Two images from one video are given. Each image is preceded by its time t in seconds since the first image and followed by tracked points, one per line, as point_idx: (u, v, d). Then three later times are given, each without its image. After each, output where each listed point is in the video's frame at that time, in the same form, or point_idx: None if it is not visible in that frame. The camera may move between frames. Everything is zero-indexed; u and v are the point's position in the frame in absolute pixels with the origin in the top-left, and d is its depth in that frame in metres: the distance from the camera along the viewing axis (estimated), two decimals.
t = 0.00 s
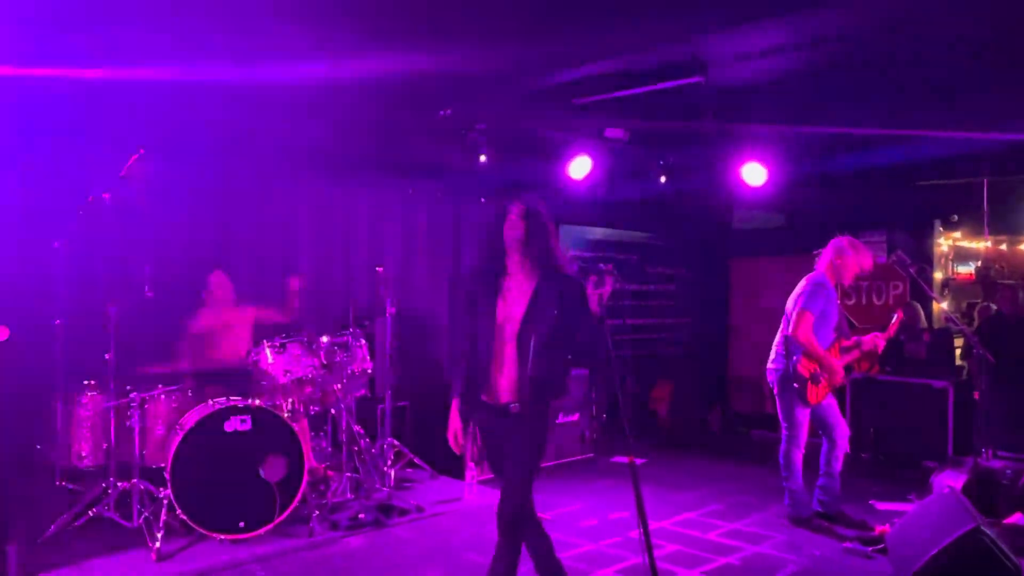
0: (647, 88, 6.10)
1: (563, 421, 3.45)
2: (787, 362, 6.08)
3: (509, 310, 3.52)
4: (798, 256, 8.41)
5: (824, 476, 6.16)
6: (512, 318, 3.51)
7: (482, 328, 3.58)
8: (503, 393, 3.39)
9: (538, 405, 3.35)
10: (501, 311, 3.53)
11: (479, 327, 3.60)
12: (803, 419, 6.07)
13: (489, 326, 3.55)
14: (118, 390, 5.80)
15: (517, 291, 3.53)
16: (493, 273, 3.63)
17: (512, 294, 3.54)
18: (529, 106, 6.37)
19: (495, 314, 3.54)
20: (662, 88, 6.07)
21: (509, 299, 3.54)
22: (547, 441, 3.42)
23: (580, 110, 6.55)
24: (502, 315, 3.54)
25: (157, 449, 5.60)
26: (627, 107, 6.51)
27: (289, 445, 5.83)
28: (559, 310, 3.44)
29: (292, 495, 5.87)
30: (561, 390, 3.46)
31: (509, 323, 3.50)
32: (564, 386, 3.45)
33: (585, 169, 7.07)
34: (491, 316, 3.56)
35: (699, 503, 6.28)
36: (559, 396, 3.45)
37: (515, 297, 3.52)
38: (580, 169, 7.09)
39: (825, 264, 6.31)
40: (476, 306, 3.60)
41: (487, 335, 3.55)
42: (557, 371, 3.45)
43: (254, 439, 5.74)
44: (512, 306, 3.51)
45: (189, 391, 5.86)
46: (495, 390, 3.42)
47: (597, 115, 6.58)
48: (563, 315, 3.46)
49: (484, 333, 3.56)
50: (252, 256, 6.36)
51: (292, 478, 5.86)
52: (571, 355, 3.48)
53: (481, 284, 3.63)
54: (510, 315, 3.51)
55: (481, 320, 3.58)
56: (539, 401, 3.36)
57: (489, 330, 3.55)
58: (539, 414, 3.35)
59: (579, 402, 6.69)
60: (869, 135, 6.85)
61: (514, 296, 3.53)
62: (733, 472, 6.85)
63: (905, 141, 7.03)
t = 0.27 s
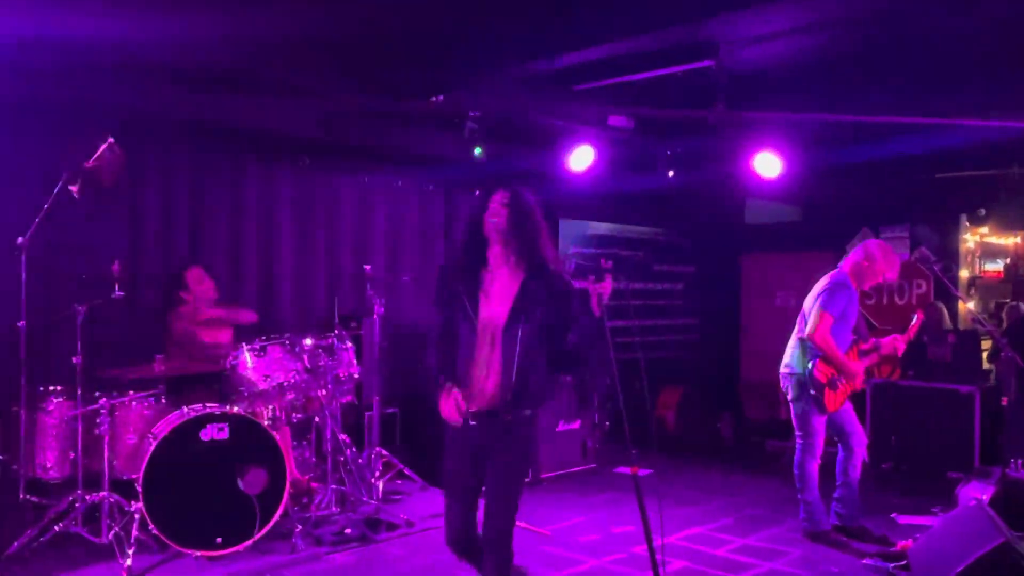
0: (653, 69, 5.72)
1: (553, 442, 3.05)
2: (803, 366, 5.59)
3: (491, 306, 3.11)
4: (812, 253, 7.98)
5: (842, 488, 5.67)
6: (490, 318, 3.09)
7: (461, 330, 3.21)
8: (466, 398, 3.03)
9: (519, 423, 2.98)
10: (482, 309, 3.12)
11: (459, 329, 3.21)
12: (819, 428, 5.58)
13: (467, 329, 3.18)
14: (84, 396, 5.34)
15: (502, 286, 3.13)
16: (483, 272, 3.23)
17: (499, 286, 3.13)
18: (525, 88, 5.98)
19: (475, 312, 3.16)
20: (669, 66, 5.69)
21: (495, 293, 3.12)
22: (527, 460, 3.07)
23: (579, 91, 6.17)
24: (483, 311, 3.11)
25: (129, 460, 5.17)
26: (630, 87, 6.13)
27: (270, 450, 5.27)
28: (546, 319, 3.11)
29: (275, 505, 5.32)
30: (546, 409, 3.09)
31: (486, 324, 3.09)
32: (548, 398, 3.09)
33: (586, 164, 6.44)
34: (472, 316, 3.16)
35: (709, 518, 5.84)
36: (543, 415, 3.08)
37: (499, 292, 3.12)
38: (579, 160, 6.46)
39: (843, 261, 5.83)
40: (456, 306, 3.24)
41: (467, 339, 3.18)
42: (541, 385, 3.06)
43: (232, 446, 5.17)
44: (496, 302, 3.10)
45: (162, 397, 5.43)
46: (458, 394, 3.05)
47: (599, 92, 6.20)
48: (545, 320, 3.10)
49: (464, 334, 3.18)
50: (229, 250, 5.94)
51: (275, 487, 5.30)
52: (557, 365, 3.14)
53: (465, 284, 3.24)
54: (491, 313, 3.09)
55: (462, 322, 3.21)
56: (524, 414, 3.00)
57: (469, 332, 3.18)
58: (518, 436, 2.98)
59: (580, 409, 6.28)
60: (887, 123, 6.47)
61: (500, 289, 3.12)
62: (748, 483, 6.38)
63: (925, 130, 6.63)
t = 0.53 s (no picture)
0: (659, 52, 5.25)
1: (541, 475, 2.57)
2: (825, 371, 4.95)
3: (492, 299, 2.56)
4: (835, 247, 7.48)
5: (871, 504, 5.05)
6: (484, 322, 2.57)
7: (422, 327, 2.62)
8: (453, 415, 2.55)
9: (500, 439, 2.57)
10: (480, 301, 2.54)
11: (419, 328, 2.63)
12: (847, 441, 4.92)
13: (433, 328, 2.60)
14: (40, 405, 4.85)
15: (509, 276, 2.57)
16: (458, 262, 2.70)
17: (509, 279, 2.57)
18: (521, 66, 5.52)
19: (461, 309, 2.58)
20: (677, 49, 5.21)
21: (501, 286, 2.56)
22: (506, 493, 2.59)
23: (581, 71, 5.70)
24: (483, 307, 2.55)
25: (90, 471, 4.74)
26: (636, 66, 5.66)
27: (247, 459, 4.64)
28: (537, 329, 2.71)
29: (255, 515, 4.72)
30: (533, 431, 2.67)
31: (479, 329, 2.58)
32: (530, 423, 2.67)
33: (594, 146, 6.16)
34: (466, 315, 2.57)
35: (725, 537, 5.34)
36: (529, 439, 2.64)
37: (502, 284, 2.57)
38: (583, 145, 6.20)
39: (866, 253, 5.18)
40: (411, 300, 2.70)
41: (433, 340, 2.61)
42: (521, 406, 2.60)
43: (207, 454, 4.54)
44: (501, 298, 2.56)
45: (133, 403, 5.00)
46: (455, 411, 2.54)
47: (603, 70, 5.73)
48: (531, 328, 2.69)
49: (426, 330, 2.61)
50: (200, 241, 5.49)
51: (253, 494, 4.70)
52: (550, 366, 2.75)
53: (426, 274, 2.70)
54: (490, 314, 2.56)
55: (429, 318, 2.62)
56: (500, 434, 2.56)
57: (434, 330, 2.60)
58: (502, 461, 2.57)
59: (585, 418, 5.79)
60: (911, 107, 6.03)
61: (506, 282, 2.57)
62: (769, 497, 5.88)
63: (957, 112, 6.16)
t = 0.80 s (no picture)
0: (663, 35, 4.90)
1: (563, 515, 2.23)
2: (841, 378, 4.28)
3: (535, 300, 2.16)
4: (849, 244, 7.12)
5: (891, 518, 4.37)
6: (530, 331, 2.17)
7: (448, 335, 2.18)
8: (452, 431, 2.22)
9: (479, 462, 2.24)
10: (524, 302, 2.14)
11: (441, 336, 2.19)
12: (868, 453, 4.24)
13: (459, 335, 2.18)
14: None
15: (543, 267, 2.17)
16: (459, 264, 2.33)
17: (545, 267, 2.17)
18: (516, 49, 5.16)
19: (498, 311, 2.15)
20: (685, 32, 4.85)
21: (545, 277, 2.15)
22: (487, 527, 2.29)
23: (581, 55, 5.34)
24: (524, 308, 2.14)
25: (51, 489, 4.26)
26: (639, 51, 5.30)
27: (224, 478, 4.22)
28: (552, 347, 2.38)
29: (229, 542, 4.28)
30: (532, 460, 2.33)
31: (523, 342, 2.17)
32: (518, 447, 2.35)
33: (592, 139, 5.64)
34: (507, 320, 2.14)
35: (738, 552, 4.94)
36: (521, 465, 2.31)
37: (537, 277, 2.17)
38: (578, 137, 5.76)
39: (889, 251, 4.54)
40: (413, 309, 2.27)
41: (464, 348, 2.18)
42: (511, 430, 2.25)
43: (182, 471, 4.12)
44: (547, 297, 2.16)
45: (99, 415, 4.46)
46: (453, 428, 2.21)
47: (606, 55, 5.38)
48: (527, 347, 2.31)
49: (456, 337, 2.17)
50: (172, 238, 5.13)
51: (228, 518, 4.26)
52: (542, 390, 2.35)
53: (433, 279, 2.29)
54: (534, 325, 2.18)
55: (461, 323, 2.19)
56: (490, 452, 2.26)
57: (471, 337, 2.16)
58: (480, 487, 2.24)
59: (585, 427, 5.42)
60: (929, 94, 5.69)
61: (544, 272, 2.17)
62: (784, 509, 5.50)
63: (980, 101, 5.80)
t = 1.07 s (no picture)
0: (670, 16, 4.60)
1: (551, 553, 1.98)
2: (860, 382, 3.90)
3: (541, 305, 1.97)
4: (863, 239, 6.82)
5: (913, 530, 3.98)
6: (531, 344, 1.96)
7: (453, 347, 1.87)
8: (428, 449, 1.95)
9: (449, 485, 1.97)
10: (530, 309, 1.94)
11: (445, 348, 1.87)
12: (890, 460, 3.85)
13: (466, 347, 1.87)
14: None
15: (544, 268, 2.00)
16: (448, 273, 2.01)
17: (547, 266, 2.00)
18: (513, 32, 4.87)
19: (508, 319, 1.91)
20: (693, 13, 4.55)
21: (550, 277, 1.99)
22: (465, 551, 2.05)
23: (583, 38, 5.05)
24: (530, 317, 1.94)
25: (14, 504, 3.67)
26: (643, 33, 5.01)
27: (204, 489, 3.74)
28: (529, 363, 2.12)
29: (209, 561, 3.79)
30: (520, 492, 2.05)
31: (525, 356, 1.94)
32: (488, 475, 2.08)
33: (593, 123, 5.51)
34: (516, 330, 1.91)
35: (748, 566, 4.61)
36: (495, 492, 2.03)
37: (538, 280, 1.99)
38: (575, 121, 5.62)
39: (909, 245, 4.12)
40: (401, 318, 1.93)
41: (471, 364, 1.88)
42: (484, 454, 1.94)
43: (156, 482, 3.63)
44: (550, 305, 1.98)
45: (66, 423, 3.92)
46: (435, 445, 1.94)
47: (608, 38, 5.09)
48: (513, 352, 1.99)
49: (464, 350, 1.87)
50: (145, 234, 4.83)
51: (206, 534, 3.77)
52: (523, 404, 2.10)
53: (425, 286, 1.96)
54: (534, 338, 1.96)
55: (468, 335, 1.88)
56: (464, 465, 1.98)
57: (478, 350, 1.87)
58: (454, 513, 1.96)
59: (585, 433, 5.08)
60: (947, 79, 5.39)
61: (546, 272, 2.00)
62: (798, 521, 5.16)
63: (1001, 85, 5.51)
